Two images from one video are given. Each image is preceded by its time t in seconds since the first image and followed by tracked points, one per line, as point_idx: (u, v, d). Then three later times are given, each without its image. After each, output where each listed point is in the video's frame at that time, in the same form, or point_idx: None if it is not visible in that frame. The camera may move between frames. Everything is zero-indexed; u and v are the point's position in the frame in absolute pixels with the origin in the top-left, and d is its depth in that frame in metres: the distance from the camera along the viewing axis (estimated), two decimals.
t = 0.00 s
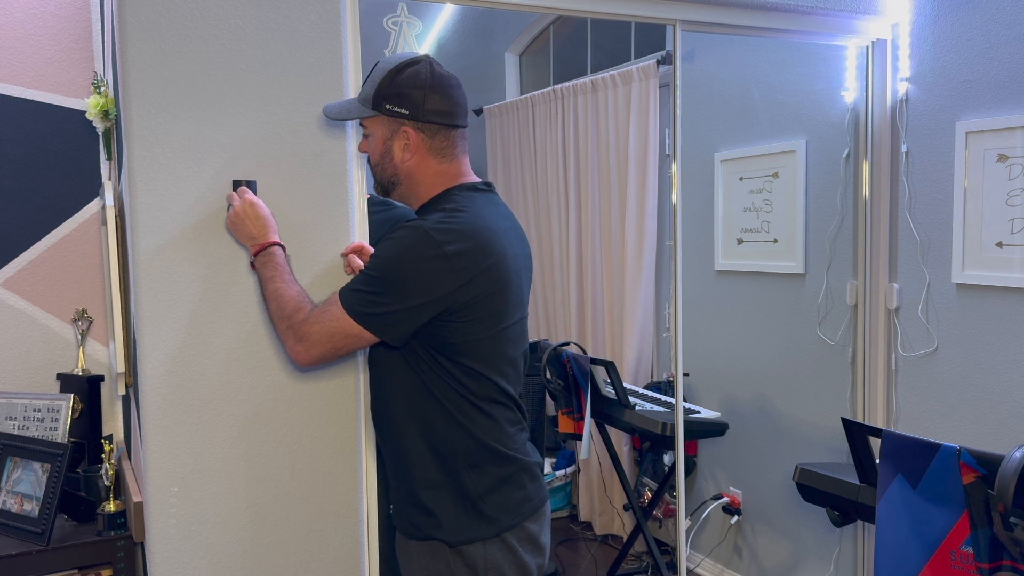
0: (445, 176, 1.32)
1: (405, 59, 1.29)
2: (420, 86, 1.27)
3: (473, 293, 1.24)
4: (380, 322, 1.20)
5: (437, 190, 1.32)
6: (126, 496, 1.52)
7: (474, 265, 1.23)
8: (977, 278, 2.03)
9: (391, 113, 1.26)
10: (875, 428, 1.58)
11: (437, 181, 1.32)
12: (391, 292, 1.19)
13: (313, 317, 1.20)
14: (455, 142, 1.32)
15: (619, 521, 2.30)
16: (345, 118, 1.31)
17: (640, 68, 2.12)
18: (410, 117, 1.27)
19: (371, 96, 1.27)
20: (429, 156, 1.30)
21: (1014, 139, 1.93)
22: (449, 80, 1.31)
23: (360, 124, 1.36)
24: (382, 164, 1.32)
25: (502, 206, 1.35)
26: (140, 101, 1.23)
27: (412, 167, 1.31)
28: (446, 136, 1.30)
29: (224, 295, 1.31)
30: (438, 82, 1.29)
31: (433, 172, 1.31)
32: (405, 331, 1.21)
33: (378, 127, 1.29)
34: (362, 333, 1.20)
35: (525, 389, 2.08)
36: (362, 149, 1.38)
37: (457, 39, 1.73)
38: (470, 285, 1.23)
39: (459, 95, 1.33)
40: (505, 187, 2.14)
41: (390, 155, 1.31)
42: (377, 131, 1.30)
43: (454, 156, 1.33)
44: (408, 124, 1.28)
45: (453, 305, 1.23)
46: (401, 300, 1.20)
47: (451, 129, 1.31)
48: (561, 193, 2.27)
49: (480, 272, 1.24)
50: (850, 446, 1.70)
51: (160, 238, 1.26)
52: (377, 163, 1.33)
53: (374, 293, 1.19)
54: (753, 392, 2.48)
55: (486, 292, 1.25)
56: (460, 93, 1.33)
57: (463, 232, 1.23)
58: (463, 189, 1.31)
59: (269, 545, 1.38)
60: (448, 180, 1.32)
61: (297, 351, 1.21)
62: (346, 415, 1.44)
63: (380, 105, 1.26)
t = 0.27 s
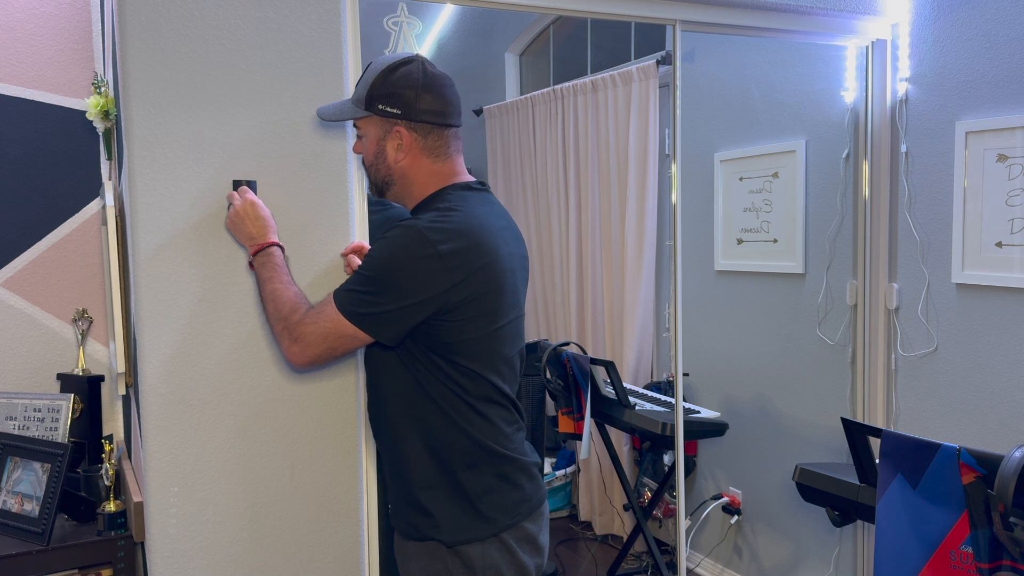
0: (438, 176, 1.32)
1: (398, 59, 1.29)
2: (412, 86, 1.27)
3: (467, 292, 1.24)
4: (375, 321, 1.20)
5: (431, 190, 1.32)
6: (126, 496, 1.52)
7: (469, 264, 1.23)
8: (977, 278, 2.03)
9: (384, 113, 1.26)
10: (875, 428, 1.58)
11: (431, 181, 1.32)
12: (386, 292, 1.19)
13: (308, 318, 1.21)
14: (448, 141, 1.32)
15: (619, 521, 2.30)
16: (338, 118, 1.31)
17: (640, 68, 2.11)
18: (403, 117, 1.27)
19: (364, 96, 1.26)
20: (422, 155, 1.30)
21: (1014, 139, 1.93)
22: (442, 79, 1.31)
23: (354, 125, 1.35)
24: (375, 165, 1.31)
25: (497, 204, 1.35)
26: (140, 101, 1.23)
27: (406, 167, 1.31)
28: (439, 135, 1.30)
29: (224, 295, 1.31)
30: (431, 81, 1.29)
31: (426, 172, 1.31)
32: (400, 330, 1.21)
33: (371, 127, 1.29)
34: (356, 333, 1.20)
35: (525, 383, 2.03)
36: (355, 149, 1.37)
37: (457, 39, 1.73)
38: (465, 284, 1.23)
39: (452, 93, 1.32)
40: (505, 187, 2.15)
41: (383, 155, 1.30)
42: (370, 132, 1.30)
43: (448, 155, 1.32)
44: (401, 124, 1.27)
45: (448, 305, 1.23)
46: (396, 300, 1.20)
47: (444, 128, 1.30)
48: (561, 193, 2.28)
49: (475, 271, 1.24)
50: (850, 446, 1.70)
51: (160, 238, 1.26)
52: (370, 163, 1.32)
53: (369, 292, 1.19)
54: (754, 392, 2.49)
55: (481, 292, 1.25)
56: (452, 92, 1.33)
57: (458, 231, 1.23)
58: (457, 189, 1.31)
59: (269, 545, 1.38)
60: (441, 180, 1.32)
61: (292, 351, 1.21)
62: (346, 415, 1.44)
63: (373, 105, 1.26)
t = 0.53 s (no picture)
0: (432, 175, 1.31)
1: (390, 59, 1.29)
2: (405, 86, 1.26)
3: (462, 289, 1.24)
4: (370, 319, 1.20)
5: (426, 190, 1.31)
6: (126, 496, 1.52)
7: (463, 261, 1.23)
8: (977, 278, 2.03)
9: (376, 113, 1.26)
10: (875, 428, 1.58)
11: (424, 181, 1.31)
12: (380, 290, 1.19)
13: (300, 318, 1.20)
14: (441, 141, 1.31)
15: (619, 521, 2.31)
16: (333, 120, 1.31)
17: (640, 68, 2.12)
18: (396, 117, 1.26)
19: (357, 96, 1.26)
20: (415, 155, 1.30)
21: (1014, 139, 1.94)
22: (434, 78, 1.30)
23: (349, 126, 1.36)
24: (369, 165, 1.31)
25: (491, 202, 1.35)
26: (140, 101, 1.23)
27: (399, 167, 1.30)
28: (431, 134, 1.29)
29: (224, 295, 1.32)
30: (424, 82, 1.28)
31: (420, 172, 1.30)
32: (395, 329, 1.21)
33: (364, 127, 1.29)
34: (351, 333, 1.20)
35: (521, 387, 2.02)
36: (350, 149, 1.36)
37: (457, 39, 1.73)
38: (460, 281, 1.23)
39: (446, 94, 1.32)
40: (505, 190, 2.12)
41: (376, 155, 1.30)
42: (364, 132, 1.29)
43: (441, 155, 1.31)
44: (393, 124, 1.27)
45: (442, 301, 1.23)
46: (391, 298, 1.19)
47: (437, 127, 1.30)
48: (561, 193, 2.26)
49: (469, 268, 1.24)
50: (850, 446, 1.70)
51: (160, 238, 1.26)
52: (364, 164, 1.32)
53: (364, 290, 1.19)
54: (754, 392, 2.49)
55: (474, 290, 1.25)
56: (447, 92, 1.32)
57: (451, 228, 1.23)
58: (451, 188, 1.30)
59: (269, 545, 1.38)
60: (435, 179, 1.31)
61: (285, 353, 1.21)
62: (346, 415, 1.44)
63: (365, 105, 1.26)
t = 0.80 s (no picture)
0: (419, 174, 1.30)
1: (376, 59, 1.29)
2: (389, 85, 1.26)
3: (448, 288, 1.23)
4: (355, 319, 1.20)
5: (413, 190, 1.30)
6: (126, 496, 1.52)
7: (448, 259, 1.23)
8: (977, 278, 2.03)
9: (362, 112, 1.26)
10: (875, 428, 1.58)
11: (411, 180, 1.30)
12: (366, 290, 1.19)
13: (286, 319, 1.20)
14: (428, 140, 1.30)
15: (619, 521, 2.30)
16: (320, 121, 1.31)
17: (640, 69, 2.12)
18: (381, 116, 1.26)
19: (343, 96, 1.26)
20: (401, 154, 1.29)
21: (1014, 139, 1.94)
22: (420, 77, 1.30)
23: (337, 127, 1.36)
24: (356, 165, 1.31)
25: (480, 202, 1.35)
26: (140, 101, 1.24)
27: (386, 166, 1.29)
28: (417, 133, 1.29)
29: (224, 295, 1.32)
30: (409, 81, 1.28)
31: (407, 171, 1.30)
32: (381, 328, 1.21)
33: (351, 127, 1.29)
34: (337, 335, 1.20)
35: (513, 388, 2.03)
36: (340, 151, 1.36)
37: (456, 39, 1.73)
38: (445, 280, 1.23)
39: (432, 93, 1.31)
40: (506, 191, 2.12)
41: (363, 155, 1.29)
42: (351, 132, 1.29)
43: (428, 154, 1.31)
44: (379, 123, 1.27)
45: (428, 300, 1.23)
46: (376, 298, 1.19)
47: (423, 126, 1.29)
48: (561, 194, 2.27)
49: (454, 267, 1.23)
50: (850, 445, 1.70)
51: (160, 238, 1.26)
52: (352, 164, 1.32)
53: (349, 290, 1.19)
54: (754, 392, 2.48)
55: (461, 288, 1.25)
56: (434, 92, 1.32)
57: (436, 226, 1.23)
58: (437, 187, 1.30)
59: (269, 544, 1.38)
60: (422, 178, 1.30)
61: (269, 354, 1.20)
62: (345, 415, 1.44)
63: (351, 104, 1.26)
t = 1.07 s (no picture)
0: (407, 174, 1.24)
1: (365, 56, 1.25)
2: (375, 80, 1.21)
3: (428, 296, 1.16)
4: (333, 332, 1.15)
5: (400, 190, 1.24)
6: (126, 496, 1.52)
7: (426, 265, 1.16)
8: (977, 278, 2.03)
9: (347, 107, 1.22)
10: (875, 428, 1.58)
11: (397, 179, 1.24)
12: (345, 301, 1.15)
13: (274, 331, 1.19)
14: (417, 138, 1.24)
15: (619, 521, 2.29)
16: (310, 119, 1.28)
17: (640, 69, 2.11)
18: (365, 112, 1.21)
19: (329, 92, 1.23)
20: (388, 152, 1.24)
21: (1014, 139, 1.94)
22: (409, 73, 1.24)
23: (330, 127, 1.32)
24: (345, 165, 1.27)
25: (469, 202, 1.26)
26: (140, 101, 1.23)
27: (372, 165, 1.24)
28: (404, 130, 1.23)
29: (224, 295, 1.32)
30: (398, 77, 1.23)
31: (394, 170, 1.24)
32: (362, 340, 1.15)
33: (339, 125, 1.25)
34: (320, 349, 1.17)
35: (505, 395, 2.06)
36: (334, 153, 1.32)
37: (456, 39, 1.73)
38: (425, 286, 1.16)
39: (424, 91, 1.25)
40: (505, 191, 2.14)
41: (350, 153, 1.25)
42: (340, 130, 1.26)
43: (416, 152, 1.25)
44: (364, 119, 1.22)
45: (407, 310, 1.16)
46: (352, 309, 1.14)
47: (410, 123, 1.23)
48: (561, 194, 2.27)
49: (434, 272, 1.16)
50: (850, 446, 1.70)
51: (160, 239, 1.26)
52: (341, 164, 1.28)
53: (326, 303, 1.15)
54: (753, 392, 2.48)
55: (445, 298, 1.17)
56: (426, 89, 1.25)
57: (413, 232, 1.16)
58: (424, 189, 1.23)
59: (269, 544, 1.38)
60: (410, 178, 1.24)
61: (262, 370, 1.20)
62: (345, 415, 1.44)
63: (337, 101, 1.22)
